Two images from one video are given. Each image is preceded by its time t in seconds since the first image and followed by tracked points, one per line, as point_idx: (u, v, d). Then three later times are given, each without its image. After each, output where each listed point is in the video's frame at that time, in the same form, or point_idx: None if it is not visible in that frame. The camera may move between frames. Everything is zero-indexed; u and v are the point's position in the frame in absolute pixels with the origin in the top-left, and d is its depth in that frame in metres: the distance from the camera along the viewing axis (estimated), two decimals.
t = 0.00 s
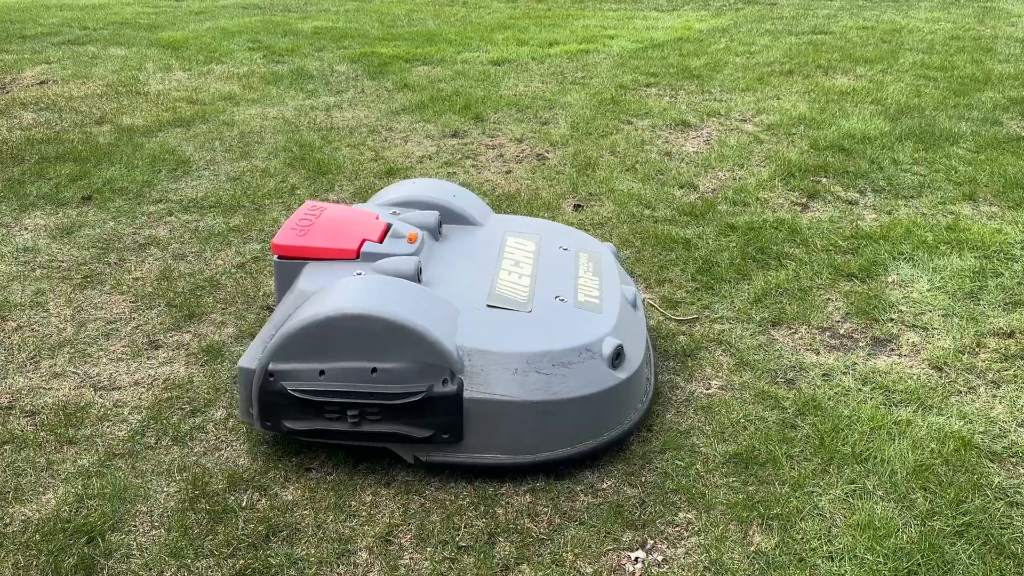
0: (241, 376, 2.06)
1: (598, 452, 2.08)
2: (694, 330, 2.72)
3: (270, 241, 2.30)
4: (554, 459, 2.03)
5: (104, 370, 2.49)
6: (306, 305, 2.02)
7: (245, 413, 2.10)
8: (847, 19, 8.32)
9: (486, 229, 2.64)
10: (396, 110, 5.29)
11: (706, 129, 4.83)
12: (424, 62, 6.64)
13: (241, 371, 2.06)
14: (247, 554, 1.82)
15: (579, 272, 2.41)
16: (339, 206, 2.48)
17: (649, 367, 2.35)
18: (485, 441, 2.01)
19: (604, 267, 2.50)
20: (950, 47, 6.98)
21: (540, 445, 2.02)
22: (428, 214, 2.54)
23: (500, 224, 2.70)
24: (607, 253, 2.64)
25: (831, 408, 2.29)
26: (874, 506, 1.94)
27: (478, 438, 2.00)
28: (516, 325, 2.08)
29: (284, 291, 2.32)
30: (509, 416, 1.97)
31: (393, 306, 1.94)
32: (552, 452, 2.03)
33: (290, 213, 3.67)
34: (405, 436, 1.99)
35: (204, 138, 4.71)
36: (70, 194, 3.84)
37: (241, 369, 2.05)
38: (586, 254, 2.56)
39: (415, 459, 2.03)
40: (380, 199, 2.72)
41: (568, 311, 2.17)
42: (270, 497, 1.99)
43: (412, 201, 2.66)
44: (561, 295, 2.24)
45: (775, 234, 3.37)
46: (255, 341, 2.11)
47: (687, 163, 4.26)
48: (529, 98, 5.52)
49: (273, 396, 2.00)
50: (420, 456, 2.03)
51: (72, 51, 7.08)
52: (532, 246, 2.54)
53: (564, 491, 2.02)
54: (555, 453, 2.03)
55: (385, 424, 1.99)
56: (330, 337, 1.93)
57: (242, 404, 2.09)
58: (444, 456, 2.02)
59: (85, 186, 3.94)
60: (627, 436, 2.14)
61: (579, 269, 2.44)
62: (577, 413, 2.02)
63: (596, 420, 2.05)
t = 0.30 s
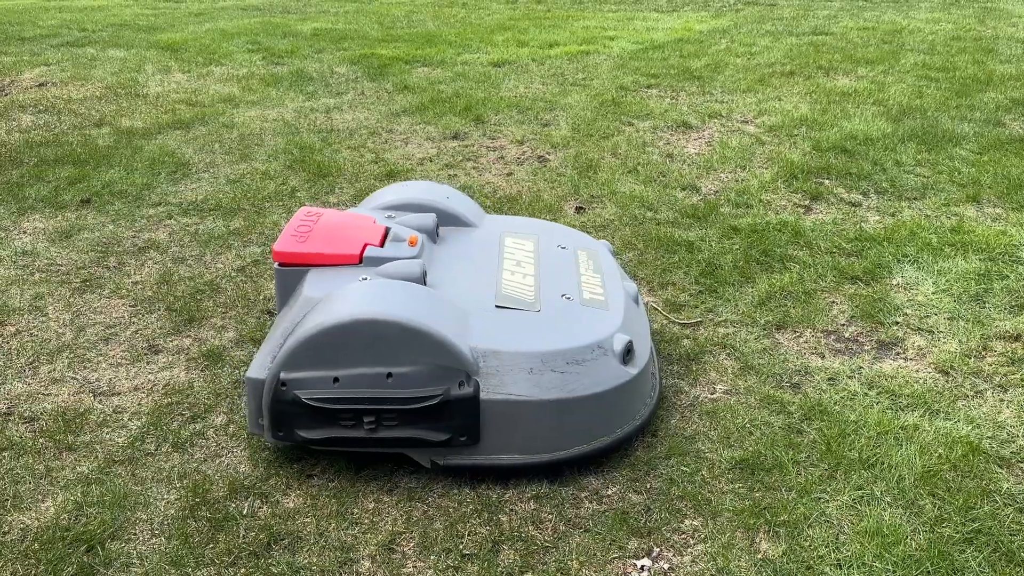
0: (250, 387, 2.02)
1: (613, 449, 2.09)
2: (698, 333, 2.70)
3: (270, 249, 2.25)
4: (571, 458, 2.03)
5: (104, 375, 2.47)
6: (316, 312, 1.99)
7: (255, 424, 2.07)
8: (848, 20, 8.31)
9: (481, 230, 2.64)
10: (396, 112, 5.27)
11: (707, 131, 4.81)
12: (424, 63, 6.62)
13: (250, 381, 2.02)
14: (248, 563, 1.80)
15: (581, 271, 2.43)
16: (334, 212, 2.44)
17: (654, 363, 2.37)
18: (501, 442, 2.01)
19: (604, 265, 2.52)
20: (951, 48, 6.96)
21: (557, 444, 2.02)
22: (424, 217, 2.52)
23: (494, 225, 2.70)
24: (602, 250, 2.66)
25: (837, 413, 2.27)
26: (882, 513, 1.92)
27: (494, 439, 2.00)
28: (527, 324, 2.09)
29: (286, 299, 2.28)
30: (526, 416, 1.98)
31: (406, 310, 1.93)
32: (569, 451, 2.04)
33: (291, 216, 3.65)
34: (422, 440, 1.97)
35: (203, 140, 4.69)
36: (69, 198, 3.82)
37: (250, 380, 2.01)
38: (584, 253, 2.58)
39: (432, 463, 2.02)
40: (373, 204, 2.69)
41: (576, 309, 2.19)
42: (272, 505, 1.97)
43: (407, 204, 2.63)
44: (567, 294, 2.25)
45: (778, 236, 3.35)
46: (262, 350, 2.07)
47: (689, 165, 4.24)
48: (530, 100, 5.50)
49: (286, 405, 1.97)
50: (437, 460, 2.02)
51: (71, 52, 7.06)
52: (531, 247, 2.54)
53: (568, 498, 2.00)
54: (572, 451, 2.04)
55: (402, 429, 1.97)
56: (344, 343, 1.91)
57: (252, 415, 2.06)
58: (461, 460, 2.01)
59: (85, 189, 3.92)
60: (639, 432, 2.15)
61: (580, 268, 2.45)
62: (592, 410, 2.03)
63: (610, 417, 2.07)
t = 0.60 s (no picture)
0: (265, 400, 1.98)
1: (632, 445, 2.10)
2: (705, 338, 2.66)
3: (274, 258, 2.19)
4: (593, 455, 2.04)
5: (103, 382, 2.43)
6: (331, 320, 1.95)
7: (269, 437, 2.02)
8: (849, 20, 8.28)
9: (477, 230, 2.61)
10: (397, 113, 5.24)
11: (710, 132, 4.78)
12: (425, 64, 6.59)
13: (264, 394, 1.97)
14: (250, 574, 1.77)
15: (585, 266, 2.45)
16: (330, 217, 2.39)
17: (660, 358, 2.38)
18: (523, 442, 2.00)
19: (604, 261, 2.53)
20: (953, 48, 6.94)
21: (578, 442, 2.03)
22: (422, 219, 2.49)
23: (488, 225, 2.68)
24: (599, 246, 2.66)
25: (847, 419, 2.24)
26: (896, 522, 1.89)
27: (516, 440, 2.00)
28: (544, 323, 2.09)
29: (289, 307, 2.22)
30: (548, 415, 1.98)
31: (425, 314, 1.91)
32: (588, 448, 2.05)
33: (291, 218, 3.62)
34: (445, 445, 1.96)
35: (203, 142, 4.65)
36: (67, 200, 3.78)
37: (265, 393, 1.97)
38: (583, 249, 2.58)
39: (454, 468, 2.01)
40: (365, 208, 2.64)
41: (587, 307, 2.20)
42: (274, 514, 1.93)
43: (402, 207, 2.60)
44: (577, 291, 2.26)
45: (784, 239, 3.32)
46: (274, 361, 2.03)
47: (692, 167, 4.21)
48: (531, 101, 5.46)
49: (305, 416, 1.93)
50: (459, 464, 2.00)
51: (69, 53, 7.02)
52: (530, 246, 2.53)
53: (576, 507, 1.96)
54: (594, 449, 2.05)
55: (425, 435, 1.95)
56: (364, 351, 1.88)
57: (266, 428, 2.01)
58: (484, 462, 2.01)
59: (83, 191, 3.88)
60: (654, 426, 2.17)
61: (582, 264, 2.45)
62: (611, 406, 2.04)
63: (628, 413, 2.08)
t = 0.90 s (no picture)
0: (290, 418, 1.94)
1: (653, 443, 2.13)
2: (714, 345, 2.64)
3: (285, 272, 2.14)
4: (620, 455, 2.06)
5: (106, 391, 2.40)
6: (354, 333, 1.93)
7: (293, 457, 1.98)
8: (851, 21, 8.26)
9: (474, 236, 2.60)
10: (399, 116, 5.21)
11: (714, 134, 4.76)
12: (426, 66, 6.56)
13: (289, 412, 1.93)
14: None
15: (589, 267, 2.47)
16: (331, 227, 2.34)
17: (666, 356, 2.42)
18: (552, 446, 2.01)
19: (605, 261, 2.56)
20: (956, 49, 6.92)
21: (605, 442, 2.05)
22: (423, 225, 2.47)
23: (484, 230, 2.67)
24: (595, 247, 2.69)
25: (859, 429, 2.22)
26: (911, 535, 1.86)
27: (545, 444, 2.01)
28: (565, 327, 2.10)
29: (300, 322, 2.18)
30: (577, 418, 2.00)
31: (451, 322, 1.90)
32: (614, 448, 2.07)
33: (294, 224, 3.59)
34: (477, 454, 1.95)
35: (204, 145, 4.62)
36: (68, 205, 3.75)
37: (290, 411, 1.93)
38: (582, 250, 2.60)
39: (484, 476, 1.99)
40: (362, 216, 2.60)
41: (602, 308, 2.22)
42: (281, 528, 1.91)
43: (399, 214, 2.56)
44: (588, 293, 2.28)
45: (792, 244, 3.29)
46: (295, 378, 1.99)
47: (697, 170, 4.19)
48: (533, 103, 5.44)
49: (334, 432, 1.90)
50: (490, 472, 1.99)
51: (68, 55, 6.98)
52: (531, 248, 2.54)
53: (587, 520, 1.94)
54: (620, 449, 2.07)
55: (457, 445, 1.94)
56: (394, 362, 1.86)
57: (290, 447, 1.97)
58: (514, 469, 2.00)
59: (84, 196, 3.85)
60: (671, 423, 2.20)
61: (585, 265, 2.47)
62: (635, 405, 2.07)
63: (649, 411, 2.11)
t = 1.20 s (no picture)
0: (319, 429, 1.89)
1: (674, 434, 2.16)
2: (723, 349, 2.61)
3: (299, 283, 2.10)
4: (646, 448, 2.08)
5: (109, 396, 2.37)
6: (381, 339, 1.89)
7: (322, 468, 1.93)
8: (853, 20, 8.23)
9: (474, 235, 2.60)
10: (401, 116, 5.18)
11: (719, 134, 4.73)
12: (428, 65, 6.52)
13: (318, 423, 1.88)
14: None
15: (593, 263, 2.49)
16: (334, 233, 2.30)
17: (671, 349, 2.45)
18: (581, 442, 2.02)
19: (606, 257, 2.58)
20: (959, 48, 6.89)
21: (631, 436, 2.07)
22: (426, 229, 2.44)
23: (482, 229, 2.67)
24: (591, 242, 2.72)
25: (873, 434, 2.19)
26: (928, 543, 1.84)
27: (574, 441, 2.01)
28: (586, 323, 2.11)
29: (315, 330, 2.14)
30: (604, 414, 2.01)
31: (480, 324, 1.89)
32: (639, 441, 2.09)
33: (297, 225, 3.56)
34: (510, 455, 1.94)
35: (205, 145, 4.59)
36: (69, 206, 3.71)
37: (318, 422, 1.88)
38: (582, 247, 2.62)
39: (515, 476, 1.98)
40: (358, 218, 2.55)
41: (615, 303, 2.24)
42: (289, 536, 1.88)
43: (399, 216, 2.52)
44: (599, 288, 2.30)
45: (800, 245, 3.27)
46: (320, 388, 1.94)
47: (702, 170, 4.16)
48: (536, 102, 5.40)
49: (367, 442, 1.86)
50: (520, 472, 1.99)
51: (67, 54, 6.95)
52: (533, 245, 2.54)
53: (599, 528, 1.91)
54: (645, 442, 2.09)
55: (490, 448, 1.92)
56: (427, 367, 1.83)
57: (318, 459, 1.92)
58: (545, 467, 2.00)
59: (85, 196, 3.82)
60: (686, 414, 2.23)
61: (589, 260, 2.49)
62: (658, 398, 2.09)
63: (669, 404, 2.14)
